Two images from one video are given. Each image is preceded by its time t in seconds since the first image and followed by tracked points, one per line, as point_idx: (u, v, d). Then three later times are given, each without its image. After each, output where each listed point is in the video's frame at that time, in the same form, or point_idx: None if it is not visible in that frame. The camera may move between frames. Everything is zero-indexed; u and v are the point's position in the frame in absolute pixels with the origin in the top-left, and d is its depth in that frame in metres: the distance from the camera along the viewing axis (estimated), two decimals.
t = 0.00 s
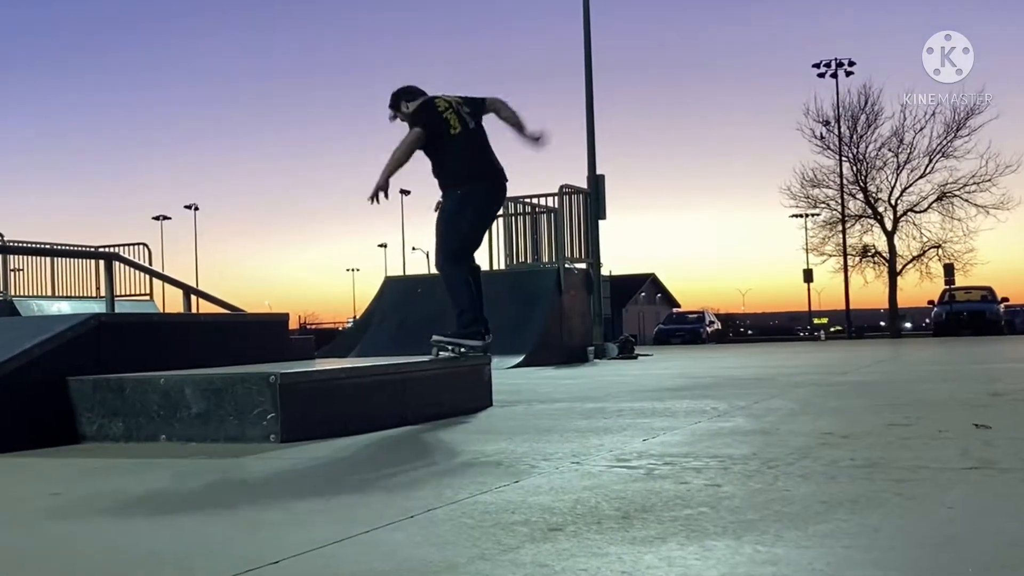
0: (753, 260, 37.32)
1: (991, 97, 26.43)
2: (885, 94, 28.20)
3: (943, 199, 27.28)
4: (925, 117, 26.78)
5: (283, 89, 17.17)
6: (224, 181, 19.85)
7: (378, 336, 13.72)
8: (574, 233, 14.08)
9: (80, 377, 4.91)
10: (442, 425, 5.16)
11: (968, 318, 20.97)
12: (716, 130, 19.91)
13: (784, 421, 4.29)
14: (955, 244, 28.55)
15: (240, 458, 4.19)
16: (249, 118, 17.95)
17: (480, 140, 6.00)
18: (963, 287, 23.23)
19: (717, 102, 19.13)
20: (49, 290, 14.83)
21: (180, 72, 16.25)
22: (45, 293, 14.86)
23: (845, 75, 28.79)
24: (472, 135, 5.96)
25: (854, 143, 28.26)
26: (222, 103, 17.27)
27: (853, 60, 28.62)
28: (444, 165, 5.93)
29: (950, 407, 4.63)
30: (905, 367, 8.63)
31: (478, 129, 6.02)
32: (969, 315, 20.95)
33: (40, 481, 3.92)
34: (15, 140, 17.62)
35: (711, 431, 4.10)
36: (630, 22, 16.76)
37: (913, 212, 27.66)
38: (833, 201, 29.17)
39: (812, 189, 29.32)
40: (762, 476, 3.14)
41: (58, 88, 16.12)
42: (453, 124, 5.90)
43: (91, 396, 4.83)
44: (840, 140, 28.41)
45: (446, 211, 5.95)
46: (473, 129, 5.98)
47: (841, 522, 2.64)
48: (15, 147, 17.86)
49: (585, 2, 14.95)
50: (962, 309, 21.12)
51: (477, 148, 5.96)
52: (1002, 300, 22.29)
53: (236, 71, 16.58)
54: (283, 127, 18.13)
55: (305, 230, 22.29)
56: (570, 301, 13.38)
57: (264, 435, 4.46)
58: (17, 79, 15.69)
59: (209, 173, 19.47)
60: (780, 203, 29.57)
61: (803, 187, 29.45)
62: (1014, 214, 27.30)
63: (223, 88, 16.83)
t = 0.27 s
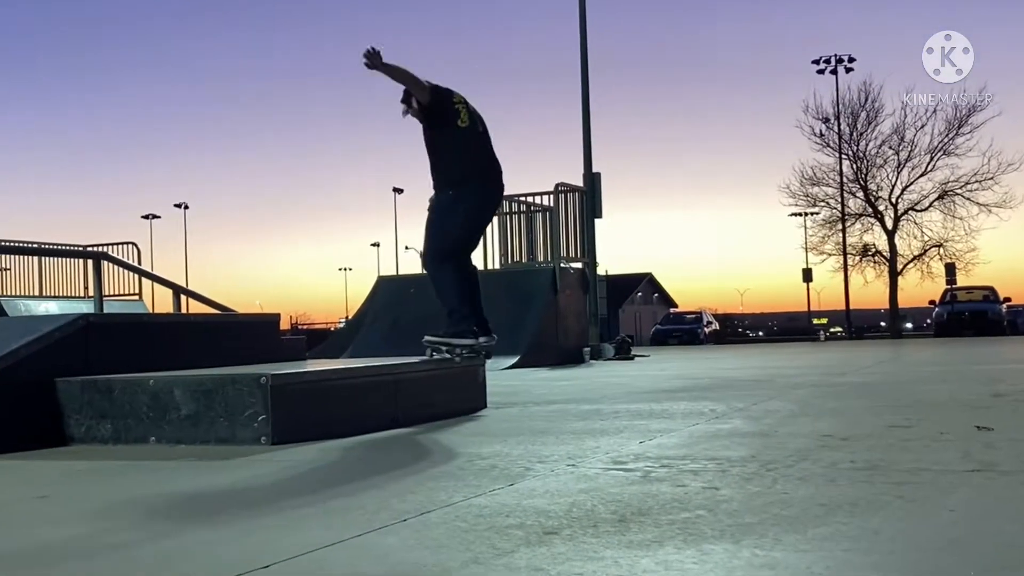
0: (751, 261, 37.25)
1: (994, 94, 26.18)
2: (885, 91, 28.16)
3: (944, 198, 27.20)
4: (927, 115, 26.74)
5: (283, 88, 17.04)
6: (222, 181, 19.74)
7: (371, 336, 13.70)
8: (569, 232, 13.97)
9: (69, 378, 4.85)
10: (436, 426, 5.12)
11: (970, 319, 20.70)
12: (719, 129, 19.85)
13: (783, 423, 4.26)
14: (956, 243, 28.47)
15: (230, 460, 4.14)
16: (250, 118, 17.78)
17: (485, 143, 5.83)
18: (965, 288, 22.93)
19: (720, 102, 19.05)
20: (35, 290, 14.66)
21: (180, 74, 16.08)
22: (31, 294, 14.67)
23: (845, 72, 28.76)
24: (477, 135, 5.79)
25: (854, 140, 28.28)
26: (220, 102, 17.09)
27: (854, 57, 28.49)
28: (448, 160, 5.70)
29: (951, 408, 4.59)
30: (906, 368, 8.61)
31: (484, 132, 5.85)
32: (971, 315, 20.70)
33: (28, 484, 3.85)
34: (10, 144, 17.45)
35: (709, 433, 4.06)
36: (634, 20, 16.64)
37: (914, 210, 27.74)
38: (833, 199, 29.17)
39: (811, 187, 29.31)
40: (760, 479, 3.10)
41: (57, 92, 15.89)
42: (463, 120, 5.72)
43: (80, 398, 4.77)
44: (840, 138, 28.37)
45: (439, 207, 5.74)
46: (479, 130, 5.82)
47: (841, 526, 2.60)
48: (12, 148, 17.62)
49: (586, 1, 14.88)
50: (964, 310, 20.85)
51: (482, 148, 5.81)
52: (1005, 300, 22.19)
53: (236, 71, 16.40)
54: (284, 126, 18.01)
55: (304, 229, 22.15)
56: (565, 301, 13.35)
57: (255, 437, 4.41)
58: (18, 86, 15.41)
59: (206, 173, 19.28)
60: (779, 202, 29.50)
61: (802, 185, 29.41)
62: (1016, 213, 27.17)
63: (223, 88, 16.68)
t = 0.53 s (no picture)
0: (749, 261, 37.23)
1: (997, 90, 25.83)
2: (885, 89, 27.96)
3: (944, 196, 27.00)
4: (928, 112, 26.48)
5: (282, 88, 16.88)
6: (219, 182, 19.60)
7: (363, 335, 13.67)
8: (564, 231, 13.78)
9: (57, 380, 4.80)
10: (430, 428, 5.08)
11: (971, 320, 20.63)
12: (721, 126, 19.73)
13: (783, 425, 4.22)
14: (958, 243, 28.02)
15: (220, 462, 4.09)
16: (248, 118, 17.58)
17: (489, 144, 5.73)
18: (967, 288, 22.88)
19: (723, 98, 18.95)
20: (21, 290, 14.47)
21: (178, 74, 15.93)
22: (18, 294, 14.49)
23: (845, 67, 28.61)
24: (481, 136, 5.69)
25: (854, 138, 27.99)
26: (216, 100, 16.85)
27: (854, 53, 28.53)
28: (446, 159, 5.68)
29: (952, 410, 4.56)
30: (907, 369, 8.57)
31: (491, 133, 5.75)
32: (973, 316, 20.65)
33: (16, 487, 3.79)
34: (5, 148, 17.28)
35: (707, 435, 4.02)
36: (638, 19, 16.42)
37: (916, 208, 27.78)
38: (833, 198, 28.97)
39: (811, 185, 29.03)
40: (758, 482, 3.06)
41: (53, 90, 15.61)
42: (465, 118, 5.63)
43: (68, 400, 4.72)
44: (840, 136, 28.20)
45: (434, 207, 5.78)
46: (484, 131, 5.71)
47: (841, 529, 2.56)
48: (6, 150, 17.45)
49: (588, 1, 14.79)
50: (964, 310, 20.78)
51: (486, 147, 5.71)
52: (1008, 300, 22.07)
53: (235, 70, 16.25)
54: (284, 124, 17.77)
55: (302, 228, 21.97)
56: (561, 301, 13.31)
57: (246, 439, 4.37)
58: (16, 90, 15.17)
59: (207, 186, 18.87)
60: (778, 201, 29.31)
61: (802, 184, 29.13)
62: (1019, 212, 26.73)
63: (221, 86, 16.53)
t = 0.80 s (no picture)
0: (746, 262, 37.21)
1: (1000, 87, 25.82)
2: (886, 87, 27.95)
3: (947, 194, 27.03)
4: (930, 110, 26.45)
5: (282, 84, 16.77)
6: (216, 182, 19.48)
7: (355, 338, 13.57)
8: (560, 230, 13.87)
9: (44, 382, 4.75)
10: (424, 430, 5.03)
11: (973, 320, 20.64)
12: (725, 120, 19.68)
13: (783, 427, 4.19)
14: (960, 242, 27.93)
15: (210, 465, 4.04)
16: (250, 114, 17.46)
17: (486, 132, 5.33)
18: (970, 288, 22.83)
19: (729, 92, 18.91)
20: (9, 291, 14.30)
21: (176, 70, 15.81)
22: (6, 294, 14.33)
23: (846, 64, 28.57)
24: (477, 124, 5.33)
25: (854, 135, 27.97)
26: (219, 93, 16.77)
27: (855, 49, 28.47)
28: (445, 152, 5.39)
29: (955, 412, 4.53)
30: (907, 370, 8.54)
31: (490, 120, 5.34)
32: (974, 316, 20.63)
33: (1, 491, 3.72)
34: None
35: (705, 437, 3.98)
36: (641, 17, 16.37)
37: (917, 206, 27.76)
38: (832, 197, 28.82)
39: (811, 183, 28.98)
40: (757, 485, 3.02)
41: (50, 88, 15.47)
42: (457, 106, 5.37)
43: (55, 402, 4.67)
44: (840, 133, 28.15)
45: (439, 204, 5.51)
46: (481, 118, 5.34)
47: (841, 533, 2.51)
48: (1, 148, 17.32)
49: None
50: (967, 309, 20.77)
51: (490, 133, 5.35)
52: (1012, 300, 21.98)
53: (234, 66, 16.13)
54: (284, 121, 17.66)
55: (303, 225, 21.82)
56: (556, 301, 13.20)
57: (236, 442, 4.33)
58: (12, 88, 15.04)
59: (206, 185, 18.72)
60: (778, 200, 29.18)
61: (801, 182, 29.08)
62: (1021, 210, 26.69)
63: (220, 82, 16.41)
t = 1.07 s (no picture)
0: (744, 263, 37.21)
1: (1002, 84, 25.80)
2: (886, 84, 27.94)
3: (948, 192, 27.03)
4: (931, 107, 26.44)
5: (283, 81, 16.68)
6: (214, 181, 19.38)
7: (347, 340, 13.57)
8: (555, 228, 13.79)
9: (31, 383, 4.69)
10: (418, 432, 4.98)
11: (976, 319, 20.58)
12: (728, 119, 19.64)
13: (782, 429, 4.15)
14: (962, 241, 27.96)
15: (200, 468, 3.99)
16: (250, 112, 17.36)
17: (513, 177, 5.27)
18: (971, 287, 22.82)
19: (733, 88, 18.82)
20: None
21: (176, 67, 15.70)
22: None
23: (845, 60, 28.55)
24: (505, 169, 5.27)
25: (855, 133, 28.01)
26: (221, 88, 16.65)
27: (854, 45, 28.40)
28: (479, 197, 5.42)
29: (955, 414, 4.49)
30: (909, 372, 8.50)
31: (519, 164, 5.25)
32: (977, 316, 20.54)
33: None
34: None
35: (703, 439, 3.94)
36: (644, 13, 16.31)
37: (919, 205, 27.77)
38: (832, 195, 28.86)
39: (810, 181, 29.07)
40: (756, 488, 2.97)
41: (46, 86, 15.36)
42: (493, 147, 5.29)
43: (43, 403, 4.62)
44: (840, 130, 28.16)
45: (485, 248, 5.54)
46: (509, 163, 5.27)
47: (842, 537, 2.47)
48: None
49: None
50: (970, 310, 20.69)
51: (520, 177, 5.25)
52: (1014, 301, 21.94)
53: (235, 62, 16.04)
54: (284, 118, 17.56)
55: (303, 223, 21.68)
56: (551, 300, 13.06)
57: (226, 443, 4.28)
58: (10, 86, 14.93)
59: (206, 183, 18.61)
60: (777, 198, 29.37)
61: (801, 180, 29.30)
62: None
63: (220, 78, 16.33)
